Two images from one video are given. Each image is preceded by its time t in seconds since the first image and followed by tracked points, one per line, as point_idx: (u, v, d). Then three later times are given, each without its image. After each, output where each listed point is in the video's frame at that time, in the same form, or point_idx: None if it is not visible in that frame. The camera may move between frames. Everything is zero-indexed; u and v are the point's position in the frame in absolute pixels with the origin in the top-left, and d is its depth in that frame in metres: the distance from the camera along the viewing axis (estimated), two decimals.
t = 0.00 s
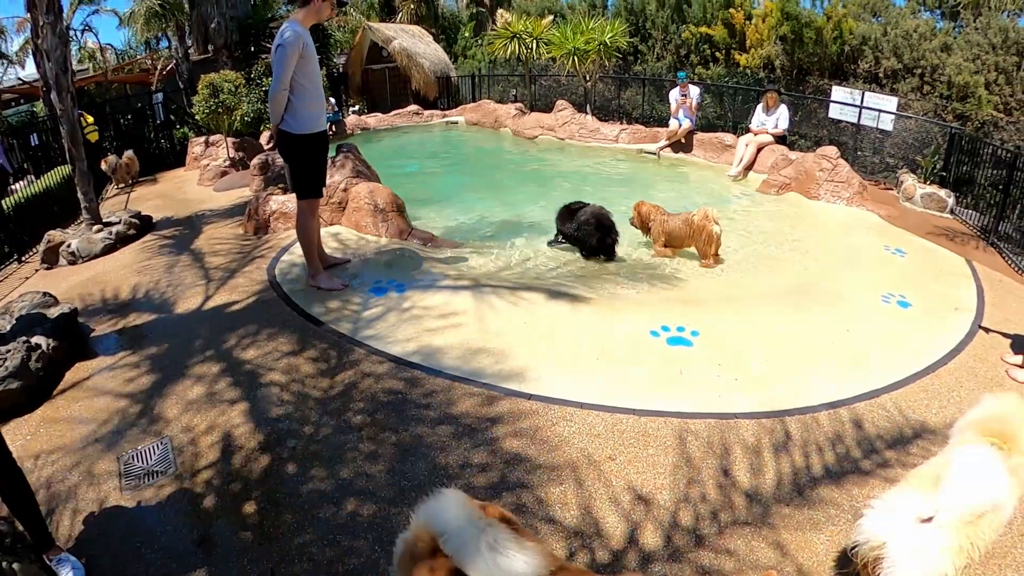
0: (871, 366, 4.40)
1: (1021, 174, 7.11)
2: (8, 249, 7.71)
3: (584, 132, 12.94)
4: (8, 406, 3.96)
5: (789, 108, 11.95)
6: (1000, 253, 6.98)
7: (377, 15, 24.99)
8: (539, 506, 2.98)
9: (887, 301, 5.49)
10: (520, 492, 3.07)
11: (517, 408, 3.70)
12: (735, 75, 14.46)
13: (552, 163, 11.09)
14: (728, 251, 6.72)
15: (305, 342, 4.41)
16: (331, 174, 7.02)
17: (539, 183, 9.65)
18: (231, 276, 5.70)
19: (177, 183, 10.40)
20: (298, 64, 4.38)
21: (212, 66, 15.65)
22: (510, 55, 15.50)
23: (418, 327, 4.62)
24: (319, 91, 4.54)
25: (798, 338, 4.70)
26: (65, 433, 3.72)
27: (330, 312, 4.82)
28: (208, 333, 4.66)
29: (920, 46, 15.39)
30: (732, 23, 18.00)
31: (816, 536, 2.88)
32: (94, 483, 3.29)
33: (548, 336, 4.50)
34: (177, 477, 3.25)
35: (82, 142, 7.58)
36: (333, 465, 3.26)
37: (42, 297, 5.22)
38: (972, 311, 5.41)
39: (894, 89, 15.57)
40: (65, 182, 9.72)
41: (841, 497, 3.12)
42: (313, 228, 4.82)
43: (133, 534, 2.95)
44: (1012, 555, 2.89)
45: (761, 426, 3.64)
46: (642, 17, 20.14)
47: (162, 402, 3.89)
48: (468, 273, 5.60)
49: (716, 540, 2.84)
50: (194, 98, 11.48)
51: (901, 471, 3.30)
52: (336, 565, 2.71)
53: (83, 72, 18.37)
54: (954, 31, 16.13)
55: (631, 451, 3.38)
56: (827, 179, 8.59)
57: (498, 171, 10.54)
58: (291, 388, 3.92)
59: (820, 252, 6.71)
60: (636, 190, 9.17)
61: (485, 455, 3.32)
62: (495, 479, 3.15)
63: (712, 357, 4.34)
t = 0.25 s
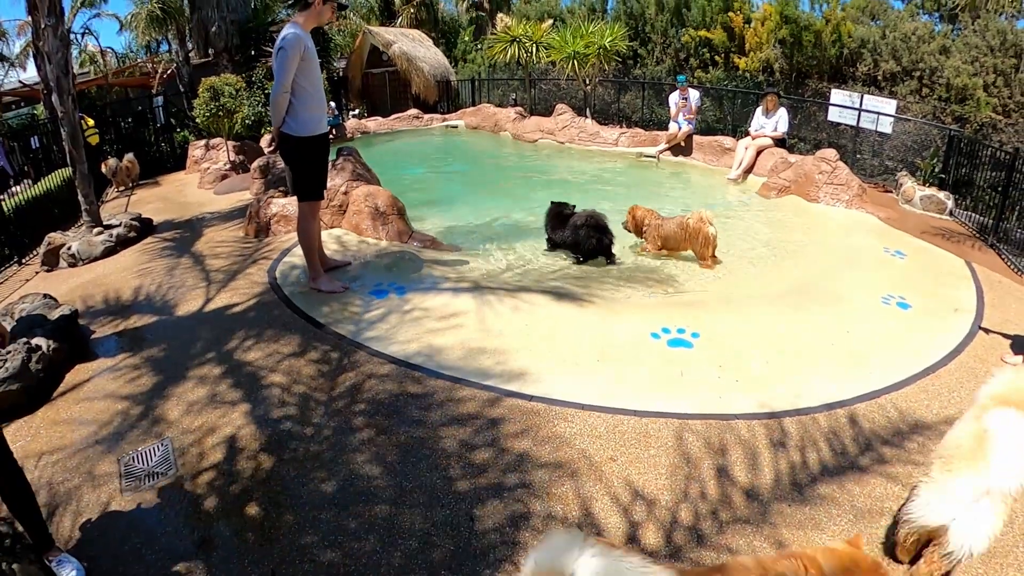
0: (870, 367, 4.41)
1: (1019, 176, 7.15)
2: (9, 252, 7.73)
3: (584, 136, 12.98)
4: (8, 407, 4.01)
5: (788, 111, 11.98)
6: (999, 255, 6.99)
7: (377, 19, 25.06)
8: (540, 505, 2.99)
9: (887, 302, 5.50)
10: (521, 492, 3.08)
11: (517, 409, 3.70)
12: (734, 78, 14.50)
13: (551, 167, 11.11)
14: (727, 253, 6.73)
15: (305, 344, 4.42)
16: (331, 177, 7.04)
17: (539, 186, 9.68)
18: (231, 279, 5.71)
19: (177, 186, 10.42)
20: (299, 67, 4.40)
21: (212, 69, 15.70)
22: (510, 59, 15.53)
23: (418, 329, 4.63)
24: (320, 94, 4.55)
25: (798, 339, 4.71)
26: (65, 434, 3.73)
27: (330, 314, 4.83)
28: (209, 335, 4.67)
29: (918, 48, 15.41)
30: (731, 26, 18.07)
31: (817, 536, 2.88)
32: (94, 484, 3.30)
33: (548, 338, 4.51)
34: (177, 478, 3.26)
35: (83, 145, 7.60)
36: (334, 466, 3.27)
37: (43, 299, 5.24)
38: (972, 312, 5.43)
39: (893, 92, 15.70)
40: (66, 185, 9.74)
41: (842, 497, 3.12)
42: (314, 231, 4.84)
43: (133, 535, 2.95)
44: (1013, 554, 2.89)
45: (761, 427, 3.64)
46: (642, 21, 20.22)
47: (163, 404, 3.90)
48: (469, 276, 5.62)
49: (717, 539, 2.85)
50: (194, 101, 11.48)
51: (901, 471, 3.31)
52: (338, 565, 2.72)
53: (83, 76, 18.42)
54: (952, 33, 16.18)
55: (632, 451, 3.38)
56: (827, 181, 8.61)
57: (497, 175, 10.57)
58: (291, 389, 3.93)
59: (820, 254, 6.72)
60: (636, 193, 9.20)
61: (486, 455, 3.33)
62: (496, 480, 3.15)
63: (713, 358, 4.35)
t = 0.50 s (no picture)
0: (871, 370, 4.41)
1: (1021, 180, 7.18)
2: (11, 253, 7.76)
3: (585, 139, 12.99)
4: (9, 407, 4.06)
5: (789, 114, 12.00)
6: (1000, 258, 6.99)
7: (379, 23, 25.13)
8: (540, 507, 3.00)
9: (888, 306, 5.50)
10: (522, 493, 3.08)
11: (518, 412, 3.71)
12: (735, 82, 14.53)
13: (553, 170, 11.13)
14: (728, 256, 6.74)
15: (307, 346, 4.43)
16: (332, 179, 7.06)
17: (540, 190, 9.69)
18: (232, 281, 5.73)
19: (179, 188, 10.45)
20: (301, 69, 4.42)
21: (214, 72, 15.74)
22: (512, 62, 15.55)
23: (419, 331, 4.63)
24: (323, 96, 4.57)
25: (799, 342, 4.71)
26: (67, 435, 3.74)
27: (331, 317, 4.84)
28: (210, 337, 4.69)
29: (919, 51, 15.42)
30: (732, 30, 18.12)
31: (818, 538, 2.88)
32: (95, 485, 3.31)
33: (549, 340, 4.51)
34: (178, 479, 3.27)
35: (85, 146, 7.62)
36: (335, 468, 3.27)
37: (45, 300, 5.26)
38: (973, 315, 5.43)
39: (894, 95, 15.75)
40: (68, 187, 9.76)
41: (842, 500, 3.12)
42: (315, 233, 4.84)
43: (134, 536, 2.96)
44: (1015, 557, 2.89)
45: (762, 429, 3.64)
46: (643, 25, 20.26)
47: (164, 405, 3.91)
48: (470, 278, 5.63)
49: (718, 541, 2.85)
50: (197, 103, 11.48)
51: (902, 475, 3.31)
52: (338, 566, 2.73)
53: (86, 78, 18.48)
54: (953, 36, 16.21)
55: (633, 454, 3.38)
56: (828, 185, 8.61)
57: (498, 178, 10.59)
58: (292, 391, 3.94)
59: (821, 257, 6.72)
60: (638, 197, 9.19)
61: (487, 456, 3.34)
62: (497, 482, 3.16)
63: (714, 361, 4.35)
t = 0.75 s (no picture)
0: (877, 375, 4.39)
1: None
2: (14, 253, 7.78)
3: (589, 142, 12.99)
4: (12, 407, 4.09)
5: (793, 118, 11.99)
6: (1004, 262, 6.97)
7: (383, 25, 25.18)
8: (545, 511, 2.99)
9: (893, 310, 5.48)
10: (527, 498, 3.07)
11: (523, 416, 3.70)
12: (739, 85, 14.52)
13: (557, 173, 11.12)
14: (732, 260, 6.72)
15: (311, 349, 4.42)
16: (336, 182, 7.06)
17: (544, 193, 9.69)
18: (236, 283, 5.73)
19: (182, 189, 10.46)
20: (307, 71, 4.42)
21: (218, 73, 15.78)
22: (516, 65, 15.52)
23: (423, 334, 4.62)
24: (328, 98, 4.57)
25: (804, 347, 4.70)
26: (70, 438, 3.74)
27: (335, 319, 4.83)
28: (214, 340, 4.68)
29: (923, 55, 15.41)
30: (737, 33, 18.14)
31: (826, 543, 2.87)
32: (98, 488, 3.30)
33: (554, 344, 4.50)
34: (181, 483, 3.27)
35: (89, 147, 7.63)
36: (339, 472, 3.26)
37: (48, 300, 5.26)
38: (978, 320, 5.41)
39: (898, 99, 15.77)
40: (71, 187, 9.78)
41: (850, 505, 3.10)
42: (319, 235, 4.83)
43: (136, 539, 2.95)
44: None
45: (769, 435, 3.62)
46: (647, 28, 20.07)
47: (168, 408, 3.91)
48: (474, 281, 5.62)
49: (725, 547, 2.83)
50: (201, 104, 11.48)
51: (910, 481, 3.28)
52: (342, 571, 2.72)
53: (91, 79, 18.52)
54: (957, 40, 16.21)
55: (639, 460, 3.36)
56: (832, 189, 8.59)
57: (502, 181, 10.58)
58: (296, 394, 3.94)
59: (825, 262, 6.70)
60: (642, 200, 9.18)
61: (492, 461, 3.33)
62: (502, 487, 3.15)
63: (719, 366, 4.33)
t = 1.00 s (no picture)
0: (886, 379, 4.38)
1: None
2: (17, 252, 7.79)
3: (594, 144, 12.98)
4: (14, 406, 4.09)
5: (798, 121, 11.98)
6: (1010, 265, 6.95)
7: (387, 27, 25.20)
8: (552, 514, 2.98)
9: (899, 313, 5.47)
10: (534, 501, 3.07)
11: (530, 418, 3.70)
12: (744, 88, 14.51)
13: (562, 175, 11.12)
14: (736, 263, 6.71)
15: (316, 351, 4.42)
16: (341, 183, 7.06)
17: (548, 195, 9.69)
18: (240, 283, 5.73)
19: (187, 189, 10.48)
20: (314, 71, 4.42)
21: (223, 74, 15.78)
22: (521, 67, 15.55)
23: (429, 335, 4.61)
24: (335, 98, 4.58)
25: (812, 351, 4.68)
26: (74, 438, 3.74)
27: (341, 320, 4.83)
28: (219, 340, 4.69)
29: (928, 58, 15.38)
30: (742, 36, 18.12)
31: (835, 546, 2.86)
32: (103, 490, 3.30)
33: (561, 346, 4.49)
34: (185, 485, 3.26)
35: (94, 147, 7.64)
36: (344, 475, 3.26)
37: (52, 300, 5.26)
38: (984, 324, 5.39)
39: (903, 102, 15.74)
40: (76, 187, 9.80)
41: (858, 507, 3.10)
42: (325, 236, 4.83)
43: (140, 541, 2.95)
44: None
45: (778, 438, 3.60)
46: (652, 30, 20.15)
47: (172, 409, 3.91)
48: (479, 283, 5.61)
49: (734, 549, 2.83)
50: (206, 104, 11.48)
51: (918, 485, 3.28)
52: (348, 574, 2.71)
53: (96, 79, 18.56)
54: (962, 43, 16.20)
55: (648, 463, 3.35)
56: (837, 192, 8.57)
57: (507, 183, 10.58)
58: (302, 396, 3.93)
59: (830, 265, 6.69)
60: (647, 203, 9.16)
61: (499, 463, 3.33)
62: (508, 490, 3.14)
63: (727, 370, 4.32)
